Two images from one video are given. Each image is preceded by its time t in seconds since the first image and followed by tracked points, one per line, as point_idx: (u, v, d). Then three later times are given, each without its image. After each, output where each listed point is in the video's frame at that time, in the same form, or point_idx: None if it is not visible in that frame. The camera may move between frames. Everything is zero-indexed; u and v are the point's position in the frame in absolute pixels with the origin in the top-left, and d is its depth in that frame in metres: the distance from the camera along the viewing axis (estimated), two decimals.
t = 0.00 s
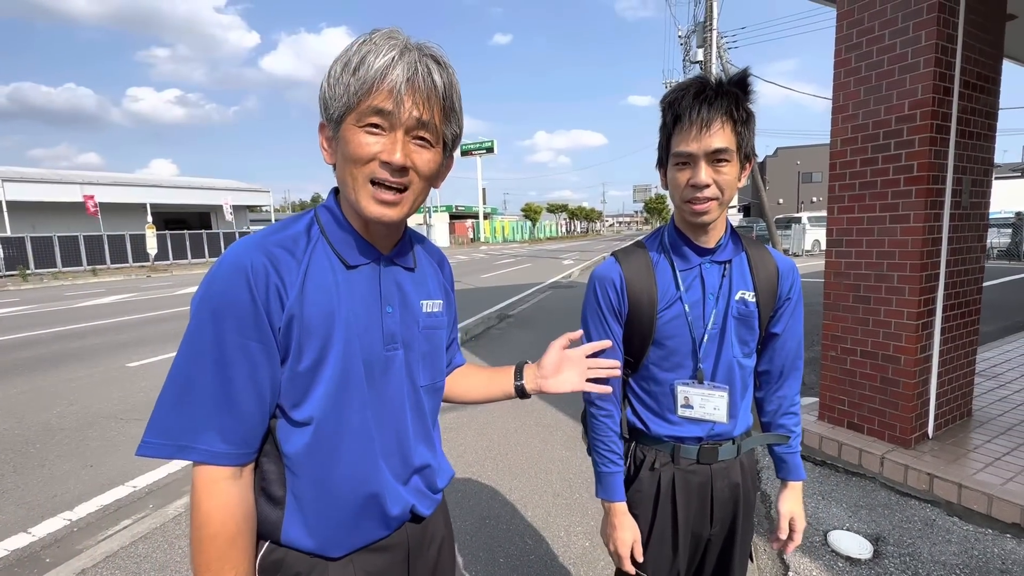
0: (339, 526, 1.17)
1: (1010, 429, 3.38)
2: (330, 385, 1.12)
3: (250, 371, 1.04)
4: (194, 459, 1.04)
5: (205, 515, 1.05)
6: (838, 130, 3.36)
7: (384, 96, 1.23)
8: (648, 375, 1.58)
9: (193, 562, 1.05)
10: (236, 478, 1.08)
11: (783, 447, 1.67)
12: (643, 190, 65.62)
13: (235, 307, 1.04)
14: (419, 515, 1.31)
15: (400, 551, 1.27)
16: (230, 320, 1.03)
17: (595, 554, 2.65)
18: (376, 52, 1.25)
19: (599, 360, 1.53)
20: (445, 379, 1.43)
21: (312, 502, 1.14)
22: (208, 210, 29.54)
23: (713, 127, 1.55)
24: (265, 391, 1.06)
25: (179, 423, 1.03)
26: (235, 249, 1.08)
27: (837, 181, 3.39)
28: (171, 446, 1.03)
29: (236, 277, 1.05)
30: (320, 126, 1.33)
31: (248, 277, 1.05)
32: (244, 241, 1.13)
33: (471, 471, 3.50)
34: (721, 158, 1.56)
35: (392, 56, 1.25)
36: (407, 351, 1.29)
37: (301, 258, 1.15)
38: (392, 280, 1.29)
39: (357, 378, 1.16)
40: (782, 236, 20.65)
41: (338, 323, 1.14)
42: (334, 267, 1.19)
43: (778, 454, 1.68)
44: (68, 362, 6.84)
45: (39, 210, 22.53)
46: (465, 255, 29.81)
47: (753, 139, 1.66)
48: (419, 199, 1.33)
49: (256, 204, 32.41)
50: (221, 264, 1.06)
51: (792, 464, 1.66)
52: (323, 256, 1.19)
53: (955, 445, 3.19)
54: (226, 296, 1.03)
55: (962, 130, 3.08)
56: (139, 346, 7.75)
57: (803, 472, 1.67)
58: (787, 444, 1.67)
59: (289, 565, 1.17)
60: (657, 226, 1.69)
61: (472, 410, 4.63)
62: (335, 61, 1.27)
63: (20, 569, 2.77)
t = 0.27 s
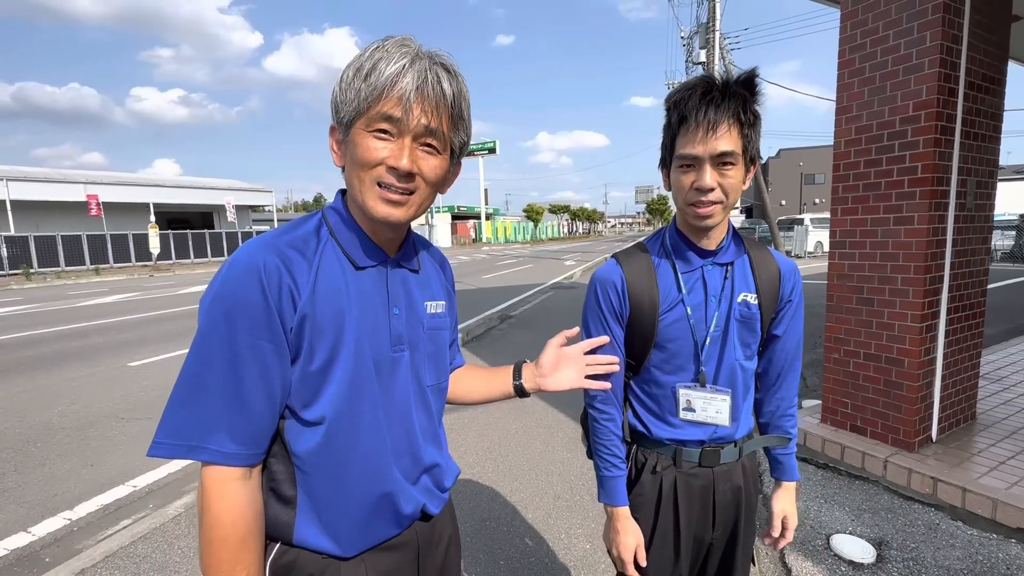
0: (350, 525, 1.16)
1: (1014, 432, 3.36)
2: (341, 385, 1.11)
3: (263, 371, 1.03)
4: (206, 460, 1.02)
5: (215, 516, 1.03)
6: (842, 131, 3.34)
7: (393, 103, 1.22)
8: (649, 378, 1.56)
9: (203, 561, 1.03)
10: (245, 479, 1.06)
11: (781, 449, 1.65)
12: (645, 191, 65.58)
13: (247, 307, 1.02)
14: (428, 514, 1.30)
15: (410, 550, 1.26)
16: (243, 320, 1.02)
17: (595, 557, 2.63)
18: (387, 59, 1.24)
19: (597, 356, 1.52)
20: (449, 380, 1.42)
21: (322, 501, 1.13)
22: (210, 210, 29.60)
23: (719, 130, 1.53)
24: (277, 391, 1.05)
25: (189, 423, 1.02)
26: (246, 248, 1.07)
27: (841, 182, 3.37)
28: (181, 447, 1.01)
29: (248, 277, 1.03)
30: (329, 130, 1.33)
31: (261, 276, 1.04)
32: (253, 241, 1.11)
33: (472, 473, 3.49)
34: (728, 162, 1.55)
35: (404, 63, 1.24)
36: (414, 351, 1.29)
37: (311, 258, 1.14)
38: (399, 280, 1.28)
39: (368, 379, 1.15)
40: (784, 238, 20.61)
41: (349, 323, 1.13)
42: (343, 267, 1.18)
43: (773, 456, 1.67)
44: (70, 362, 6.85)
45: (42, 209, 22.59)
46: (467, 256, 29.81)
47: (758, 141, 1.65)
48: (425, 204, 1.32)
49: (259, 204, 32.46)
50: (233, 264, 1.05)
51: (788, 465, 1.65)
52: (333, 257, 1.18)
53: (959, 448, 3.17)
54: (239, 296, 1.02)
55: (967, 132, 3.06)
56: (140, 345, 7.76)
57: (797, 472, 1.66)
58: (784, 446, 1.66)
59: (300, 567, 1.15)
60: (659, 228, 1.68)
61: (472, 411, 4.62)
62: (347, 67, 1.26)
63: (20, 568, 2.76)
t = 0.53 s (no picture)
0: (365, 526, 1.14)
1: (1020, 437, 3.33)
2: (359, 383, 1.10)
3: (283, 373, 0.99)
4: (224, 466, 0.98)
5: (232, 524, 0.99)
6: (847, 132, 3.32)
7: (398, 102, 1.20)
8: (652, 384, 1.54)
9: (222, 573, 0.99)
10: (262, 484, 1.02)
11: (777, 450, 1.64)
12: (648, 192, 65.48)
13: (266, 308, 0.99)
14: (436, 512, 1.30)
15: (419, 551, 1.25)
16: (262, 321, 0.98)
17: (596, 560, 2.61)
18: (389, 58, 1.22)
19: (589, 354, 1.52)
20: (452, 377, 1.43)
21: (337, 503, 1.11)
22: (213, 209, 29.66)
23: (719, 130, 1.51)
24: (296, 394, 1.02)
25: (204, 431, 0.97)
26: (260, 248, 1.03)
27: (845, 184, 3.35)
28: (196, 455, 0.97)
29: (265, 276, 1.00)
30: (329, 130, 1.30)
31: (277, 275, 1.01)
32: (262, 241, 1.07)
33: (473, 475, 3.47)
34: (729, 162, 1.53)
35: (406, 62, 1.23)
36: (422, 350, 1.28)
37: (323, 257, 1.12)
38: (405, 279, 1.28)
39: (383, 377, 1.14)
40: (788, 239, 20.54)
41: (364, 323, 1.12)
42: (355, 266, 1.16)
43: (767, 455, 1.67)
44: (72, 361, 6.85)
45: (46, 208, 22.67)
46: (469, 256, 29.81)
47: (761, 141, 1.63)
48: (431, 201, 1.31)
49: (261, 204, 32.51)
50: (247, 264, 1.01)
51: (781, 462, 1.66)
52: (344, 255, 1.16)
53: (964, 453, 3.14)
54: (256, 296, 0.98)
55: (973, 133, 3.04)
56: (142, 345, 7.76)
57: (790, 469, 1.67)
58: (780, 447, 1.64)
59: (312, 571, 1.13)
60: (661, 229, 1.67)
61: (474, 412, 4.60)
62: (346, 66, 1.23)
63: (19, 569, 2.75)
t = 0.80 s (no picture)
0: (364, 532, 1.13)
1: None
2: (358, 385, 1.09)
3: (281, 375, 0.98)
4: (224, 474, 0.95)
5: (238, 533, 0.96)
6: (851, 133, 3.30)
7: (391, 100, 1.19)
8: (655, 388, 1.53)
9: None
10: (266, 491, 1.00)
11: (790, 457, 1.62)
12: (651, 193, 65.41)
13: (263, 309, 0.97)
14: (432, 518, 1.29)
15: (411, 560, 1.23)
16: (259, 322, 0.96)
17: (598, 563, 2.60)
18: (384, 56, 1.21)
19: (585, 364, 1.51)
20: (444, 379, 1.43)
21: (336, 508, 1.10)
22: (217, 209, 29.74)
23: (724, 131, 1.50)
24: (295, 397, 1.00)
25: (201, 438, 0.95)
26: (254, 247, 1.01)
27: (849, 186, 3.33)
28: (193, 463, 0.94)
29: (261, 277, 0.98)
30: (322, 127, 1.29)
31: (273, 275, 0.99)
32: (254, 241, 1.05)
33: (474, 476, 3.46)
34: (734, 164, 1.52)
35: (400, 59, 1.22)
36: (417, 351, 1.28)
37: (318, 256, 1.10)
38: (400, 281, 1.27)
39: (382, 378, 1.13)
40: (791, 240, 20.48)
41: (362, 323, 1.11)
42: (351, 266, 1.15)
43: (783, 465, 1.63)
44: (76, 360, 6.87)
45: (50, 208, 22.76)
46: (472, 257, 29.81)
47: (766, 143, 1.61)
48: (426, 200, 1.31)
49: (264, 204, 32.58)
50: (241, 264, 0.99)
51: (799, 473, 1.61)
52: (340, 255, 1.14)
53: (969, 457, 3.12)
54: (253, 298, 0.96)
55: (979, 135, 3.02)
56: (145, 344, 7.78)
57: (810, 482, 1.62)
58: (794, 455, 1.62)
59: None
60: (664, 232, 1.66)
61: (476, 413, 4.59)
62: (339, 62, 1.22)
63: (20, 568, 2.75)
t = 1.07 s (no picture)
0: (344, 555, 1.11)
1: None
2: (329, 400, 1.06)
3: (238, 400, 0.95)
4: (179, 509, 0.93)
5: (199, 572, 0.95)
6: (855, 134, 3.29)
7: (428, 110, 1.14)
8: (658, 389, 1.53)
9: None
10: (228, 524, 0.98)
11: (801, 464, 1.61)
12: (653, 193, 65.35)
13: (216, 332, 0.93)
14: (420, 534, 1.30)
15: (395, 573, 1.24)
16: (211, 346, 0.92)
17: (599, 565, 2.59)
18: (419, 66, 1.13)
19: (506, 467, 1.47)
20: (425, 380, 1.42)
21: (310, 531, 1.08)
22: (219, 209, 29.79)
23: (732, 132, 1.50)
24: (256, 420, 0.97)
25: (155, 471, 0.92)
26: (203, 261, 0.96)
27: (853, 187, 3.32)
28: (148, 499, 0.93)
29: (212, 296, 0.93)
30: (323, 122, 1.07)
31: (226, 294, 0.94)
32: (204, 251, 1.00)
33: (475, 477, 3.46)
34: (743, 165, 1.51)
35: (425, 61, 1.15)
36: (394, 355, 1.25)
37: (277, 265, 1.05)
38: (373, 285, 1.24)
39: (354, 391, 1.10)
40: (793, 241, 20.43)
41: (329, 335, 1.06)
42: (318, 274, 1.11)
43: (794, 472, 1.62)
44: (78, 359, 6.88)
45: (53, 207, 22.82)
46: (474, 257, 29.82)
47: (773, 144, 1.61)
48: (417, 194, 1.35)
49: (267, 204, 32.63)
50: (189, 282, 0.93)
51: (810, 481, 1.60)
52: (305, 262, 1.10)
53: (972, 460, 3.10)
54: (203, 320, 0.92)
55: (983, 136, 3.00)
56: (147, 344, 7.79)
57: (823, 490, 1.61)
58: (804, 462, 1.61)
59: None
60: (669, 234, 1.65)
61: (477, 414, 4.59)
62: (360, 56, 1.06)
63: (23, 567, 2.76)
